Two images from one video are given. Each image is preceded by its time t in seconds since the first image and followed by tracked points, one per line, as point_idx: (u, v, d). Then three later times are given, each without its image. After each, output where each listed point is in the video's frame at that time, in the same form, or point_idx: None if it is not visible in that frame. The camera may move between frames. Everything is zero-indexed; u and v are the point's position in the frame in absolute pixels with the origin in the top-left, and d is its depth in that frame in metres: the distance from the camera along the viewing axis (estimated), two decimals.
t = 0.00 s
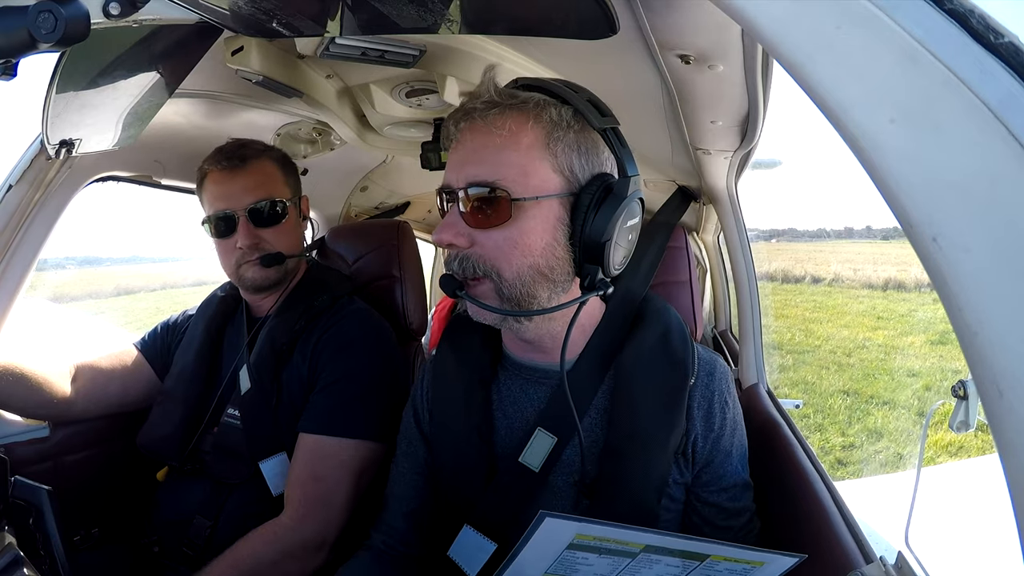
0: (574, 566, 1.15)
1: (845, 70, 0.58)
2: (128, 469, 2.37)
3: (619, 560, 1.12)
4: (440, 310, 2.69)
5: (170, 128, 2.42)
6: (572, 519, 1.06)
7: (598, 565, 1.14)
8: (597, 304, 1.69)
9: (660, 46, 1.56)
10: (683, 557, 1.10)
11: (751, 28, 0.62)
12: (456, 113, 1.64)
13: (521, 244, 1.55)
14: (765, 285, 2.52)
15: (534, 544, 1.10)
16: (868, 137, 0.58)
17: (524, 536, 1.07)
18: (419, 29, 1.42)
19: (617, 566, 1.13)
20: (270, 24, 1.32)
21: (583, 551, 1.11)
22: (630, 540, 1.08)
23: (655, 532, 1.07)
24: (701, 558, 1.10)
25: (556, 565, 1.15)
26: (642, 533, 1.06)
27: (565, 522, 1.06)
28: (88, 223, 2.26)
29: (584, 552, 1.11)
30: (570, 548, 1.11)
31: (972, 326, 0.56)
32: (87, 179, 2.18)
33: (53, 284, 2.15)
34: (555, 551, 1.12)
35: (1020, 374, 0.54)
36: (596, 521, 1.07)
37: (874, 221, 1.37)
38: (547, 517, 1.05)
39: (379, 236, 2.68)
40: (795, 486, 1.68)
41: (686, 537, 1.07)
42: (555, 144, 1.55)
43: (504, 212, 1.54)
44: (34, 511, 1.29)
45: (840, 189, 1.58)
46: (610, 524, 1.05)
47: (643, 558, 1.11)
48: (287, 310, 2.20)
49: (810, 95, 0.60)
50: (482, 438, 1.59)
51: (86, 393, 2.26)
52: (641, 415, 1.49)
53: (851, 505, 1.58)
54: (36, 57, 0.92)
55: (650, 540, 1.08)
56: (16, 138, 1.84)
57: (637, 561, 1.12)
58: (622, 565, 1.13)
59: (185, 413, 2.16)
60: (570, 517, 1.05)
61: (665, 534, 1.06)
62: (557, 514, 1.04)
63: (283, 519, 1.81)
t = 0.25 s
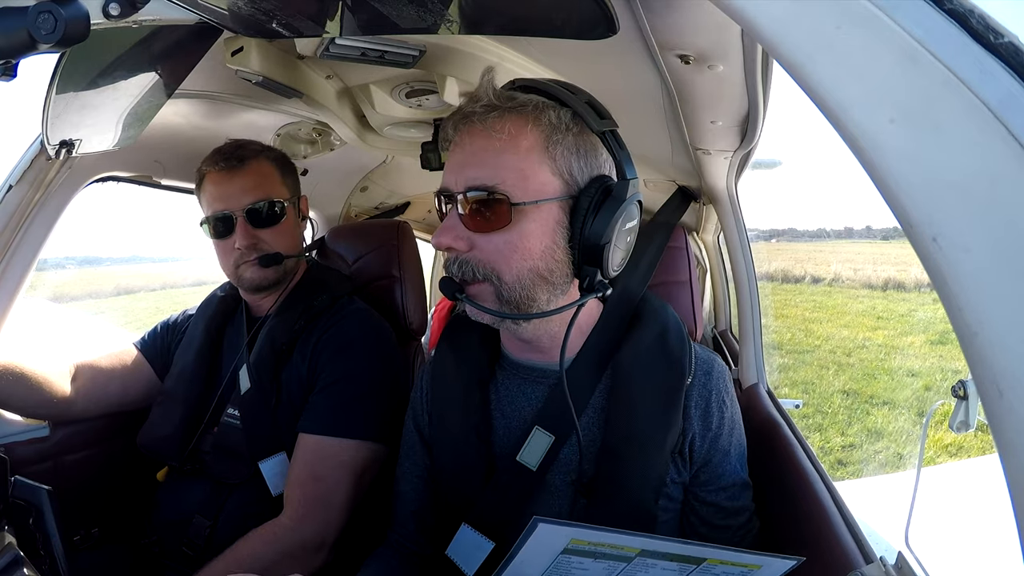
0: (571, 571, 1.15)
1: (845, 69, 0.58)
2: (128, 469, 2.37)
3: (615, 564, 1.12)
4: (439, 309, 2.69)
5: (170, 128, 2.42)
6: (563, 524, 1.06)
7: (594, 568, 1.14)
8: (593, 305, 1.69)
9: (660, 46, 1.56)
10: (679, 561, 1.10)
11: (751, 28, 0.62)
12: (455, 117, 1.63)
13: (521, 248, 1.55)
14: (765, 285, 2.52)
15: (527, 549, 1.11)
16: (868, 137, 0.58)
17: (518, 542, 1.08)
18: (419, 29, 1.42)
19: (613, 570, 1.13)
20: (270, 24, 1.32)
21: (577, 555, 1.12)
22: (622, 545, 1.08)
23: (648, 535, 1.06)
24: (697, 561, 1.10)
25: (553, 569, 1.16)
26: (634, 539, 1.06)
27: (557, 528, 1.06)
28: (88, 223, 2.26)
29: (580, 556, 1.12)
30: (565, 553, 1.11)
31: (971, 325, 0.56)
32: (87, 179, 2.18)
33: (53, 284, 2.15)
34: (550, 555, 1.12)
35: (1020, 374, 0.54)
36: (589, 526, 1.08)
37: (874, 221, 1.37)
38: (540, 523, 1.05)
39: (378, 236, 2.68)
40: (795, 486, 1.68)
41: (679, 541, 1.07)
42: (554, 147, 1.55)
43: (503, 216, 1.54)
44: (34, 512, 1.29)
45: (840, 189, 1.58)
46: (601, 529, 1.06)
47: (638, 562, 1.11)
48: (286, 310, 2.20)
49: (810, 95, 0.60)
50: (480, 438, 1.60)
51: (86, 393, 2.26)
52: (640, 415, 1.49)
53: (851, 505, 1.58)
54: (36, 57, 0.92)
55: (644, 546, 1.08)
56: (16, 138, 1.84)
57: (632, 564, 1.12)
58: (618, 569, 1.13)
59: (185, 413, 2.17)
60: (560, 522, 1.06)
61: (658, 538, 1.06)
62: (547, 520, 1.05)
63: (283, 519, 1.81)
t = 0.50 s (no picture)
0: (566, 563, 1.15)
1: (845, 69, 0.58)
2: (128, 469, 2.37)
3: (610, 556, 1.12)
4: (439, 309, 2.69)
5: (170, 128, 2.42)
6: (560, 515, 1.06)
7: (589, 560, 1.14)
8: (592, 301, 1.69)
9: (660, 46, 1.56)
10: (675, 553, 1.10)
11: (751, 28, 0.62)
12: (452, 116, 1.64)
13: (518, 240, 1.54)
14: (765, 285, 2.52)
15: (523, 540, 1.10)
16: (868, 137, 0.58)
17: (513, 533, 1.08)
18: (419, 29, 1.42)
19: (609, 562, 1.13)
20: (270, 24, 1.32)
21: (573, 546, 1.11)
22: (618, 536, 1.08)
23: (644, 527, 1.07)
24: (693, 554, 1.10)
25: (548, 561, 1.15)
26: (630, 530, 1.06)
27: (552, 518, 1.06)
28: (88, 223, 2.26)
29: (575, 547, 1.12)
30: (561, 544, 1.11)
31: (972, 326, 0.56)
32: (87, 179, 2.18)
33: (53, 284, 2.15)
34: (546, 547, 1.12)
35: (1020, 373, 0.54)
36: (584, 516, 1.08)
37: (874, 221, 1.37)
38: (534, 513, 1.05)
39: (378, 236, 2.68)
40: (795, 486, 1.68)
41: (675, 533, 1.07)
42: (549, 143, 1.55)
43: (501, 208, 1.54)
44: (34, 512, 1.29)
45: (840, 189, 1.58)
46: (598, 520, 1.06)
47: (633, 555, 1.11)
48: (286, 310, 2.20)
49: (810, 95, 0.60)
50: (481, 436, 1.60)
51: (86, 393, 2.26)
52: (639, 414, 1.49)
53: (851, 505, 1.58)
54: (36, 57, 0.92)
55: (639, 537, 1.08)
56: (16, 138, 1.84)
57: (628, 557, 1.12)
58: (614, 561, 1.13)
59: (186, 412, 2.17)
60: (557, 512, 1.06)
61: (654, 530, 1.06)
62: (544, 510, 1.04)
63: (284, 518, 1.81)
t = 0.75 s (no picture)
0: (566, 553, 1.15)
1: (845, 70, 0.58)
2: (128, 469, 2.37)
3: (611, 547, 1.12)
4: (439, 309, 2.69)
5: (170, 128, 2.42)
6: (563, 503, 1.06)
7: (590, 551, 1.13)
8: (593, 301, 1.69)
9: (660, 46, 1.56)
10: (675, 544, 1.11)
11: (752, 28, 0.62)
12: (464, 110, 1.64)
13: (524, 232, 1.55)
14: (765, 285, 2.52)
15: (526, 530, 1.10)
16: (868, 138, 0.58)
17: (515, 521, 1.07)
18: (419, 29, 1.42)
19: (609, 553, 1.13)
20: (270, 24, 1.32)
21: (574, 536, 1.11)
22: (620, 526, 1.08)
23: (646, 518, 1.07)
24: (692, 545, 1.11)
25: (549, 552, 1.15)
26: (632, 519, 1.06)
27: (555, 507, 1.05)
28: (88, 223, 2.26)
29: (576, 537, 1.12)
30: (562, 533, 1.11)
31: (972, 325, 0.56)
32: (87, 179, 2.18)
33: (53, 284, 2.15)
34: (547, 536, 1.12)
35: (1020, 374, 0.54)
36: (586, 506, 1.08)
37: (874, 221, 1.37)
38: (536, 501, 1.04)
39: (378, 236, 2.68)
40: (795, 486, 1.68)
41: (677, 523, 1.07)
42: (556, 139, 1.56)
43: (507, 201, 1.54)
44: (34, 512, 1.29)
45: (840, 189, 1.58)
46: (601, 510, 1.05)
47: (634, 545, 1.11)
48: (287, 310, 2.20)
49: (810, 95, 0.60)
50: (482, 435, 1.60)
51: (86, 393, 2.26)
52: (639, 413, 1.49)
53: (851, 505, 1.58)
54: (36, 57, 0.92)
55: (641, 527, 1.08)
56: (16, 138, 1.84)
57: (628, 547, 1.12)
58: (614, 552, 1.13)
59: (186, 412, 2.17)
60: (560, 501, 1.05)
61: (656, 520, 1.06)
62: (547, 499, 1.04)
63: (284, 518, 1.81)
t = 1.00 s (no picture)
0: (571, 551, 1.15)
1: (845, 70, 0.58)
2: (128, 469, 2.37)
3: (616, 544, 1.12)
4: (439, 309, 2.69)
5: (170, 128, 2.42)
6: (568, 501, 1.06)
7: (595, 549, 1.13)
8: (593, 301, 1.69)
9: (660, 46, 1.56)
10: (679, 542, 1.10)
11: (751, 28, 0.62)
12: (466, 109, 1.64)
13: (525, 230, 1.55)
14: (765, 285, 2.52)
15: (530, 528, 1.10)
16: (868, 138, 0.58)
17: (520, 519, 1.07)
18: (419, 29, 1.42)
19: (614, 551, 1.13)
20: (270, 23, 1.32)
21: (579, 533, 1.11)
22: (625, 524, 1.08)
23: (650, 515, 1.07)
24: (696, 542, 1.11)
25: (553, 550, 1.15)
26: (637, 516, 1.06)
27: (560, 503, 1.05)
28: (88, 223, 2.26)
29: (581, 535, 1.12)
30: (567, 531, 1.11)
31: (972, 326, 0.56)
32: (87, 179, 2.18)
33: (53, 284, 2.15)
34: (551, 534, 1.12)
35: (1020, 374, 0.54)
36: (591, 503, 1.07)
37: (874, 221, 1.37)
38: (542, 498, 1.04)
39: (378, 236, 2.68)
40: (795, 486, 1.68)
41: (682, 521, 1.07)
42: (557, 138, 1.55)
43: (508, 200, 1.54)
44: (34, 512, 1.29)
45: (840, 189, 1.58)
46: (606, 507, 1.05)
47: (638, 543, 1.11)
48: (287, 310, 2.20)
49: (810, 95, 0.60)
50: (482, 434, 1.59)
51: (86, 393, 2.26)
52: (639, 412, 1.49)
53: (851, 505, 1.58)
54: (36, 57, 0.92)
55: (645, 525, 1.08)
56: (16, 138, 1.84)
57: (632, 545, 1.12)
58: (619, 550, 1.13)
59: (185, 411, 2.17)
60: (564, 499, 1.05)
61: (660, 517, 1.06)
62: (552, 496, 1.04)
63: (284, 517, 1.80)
